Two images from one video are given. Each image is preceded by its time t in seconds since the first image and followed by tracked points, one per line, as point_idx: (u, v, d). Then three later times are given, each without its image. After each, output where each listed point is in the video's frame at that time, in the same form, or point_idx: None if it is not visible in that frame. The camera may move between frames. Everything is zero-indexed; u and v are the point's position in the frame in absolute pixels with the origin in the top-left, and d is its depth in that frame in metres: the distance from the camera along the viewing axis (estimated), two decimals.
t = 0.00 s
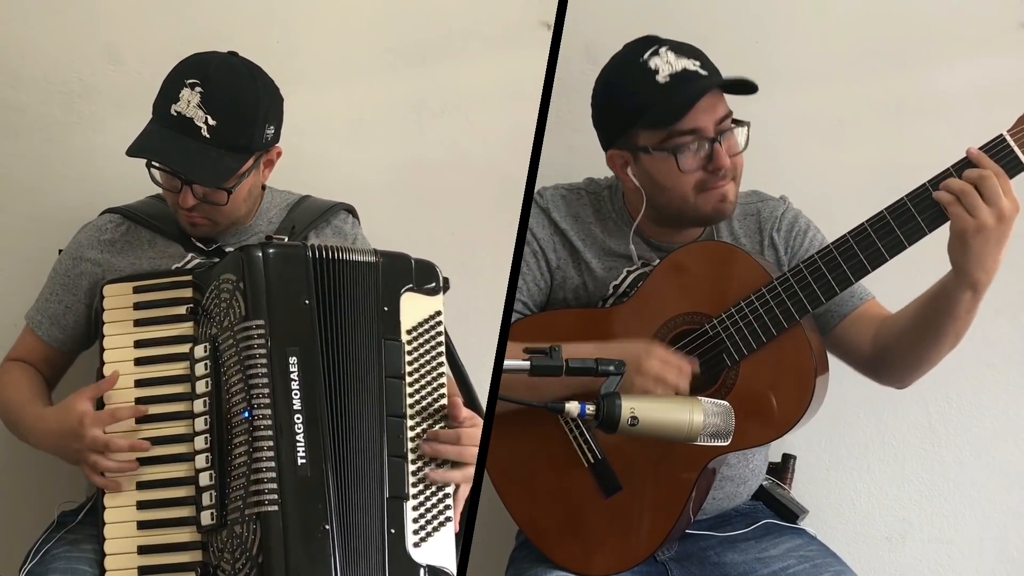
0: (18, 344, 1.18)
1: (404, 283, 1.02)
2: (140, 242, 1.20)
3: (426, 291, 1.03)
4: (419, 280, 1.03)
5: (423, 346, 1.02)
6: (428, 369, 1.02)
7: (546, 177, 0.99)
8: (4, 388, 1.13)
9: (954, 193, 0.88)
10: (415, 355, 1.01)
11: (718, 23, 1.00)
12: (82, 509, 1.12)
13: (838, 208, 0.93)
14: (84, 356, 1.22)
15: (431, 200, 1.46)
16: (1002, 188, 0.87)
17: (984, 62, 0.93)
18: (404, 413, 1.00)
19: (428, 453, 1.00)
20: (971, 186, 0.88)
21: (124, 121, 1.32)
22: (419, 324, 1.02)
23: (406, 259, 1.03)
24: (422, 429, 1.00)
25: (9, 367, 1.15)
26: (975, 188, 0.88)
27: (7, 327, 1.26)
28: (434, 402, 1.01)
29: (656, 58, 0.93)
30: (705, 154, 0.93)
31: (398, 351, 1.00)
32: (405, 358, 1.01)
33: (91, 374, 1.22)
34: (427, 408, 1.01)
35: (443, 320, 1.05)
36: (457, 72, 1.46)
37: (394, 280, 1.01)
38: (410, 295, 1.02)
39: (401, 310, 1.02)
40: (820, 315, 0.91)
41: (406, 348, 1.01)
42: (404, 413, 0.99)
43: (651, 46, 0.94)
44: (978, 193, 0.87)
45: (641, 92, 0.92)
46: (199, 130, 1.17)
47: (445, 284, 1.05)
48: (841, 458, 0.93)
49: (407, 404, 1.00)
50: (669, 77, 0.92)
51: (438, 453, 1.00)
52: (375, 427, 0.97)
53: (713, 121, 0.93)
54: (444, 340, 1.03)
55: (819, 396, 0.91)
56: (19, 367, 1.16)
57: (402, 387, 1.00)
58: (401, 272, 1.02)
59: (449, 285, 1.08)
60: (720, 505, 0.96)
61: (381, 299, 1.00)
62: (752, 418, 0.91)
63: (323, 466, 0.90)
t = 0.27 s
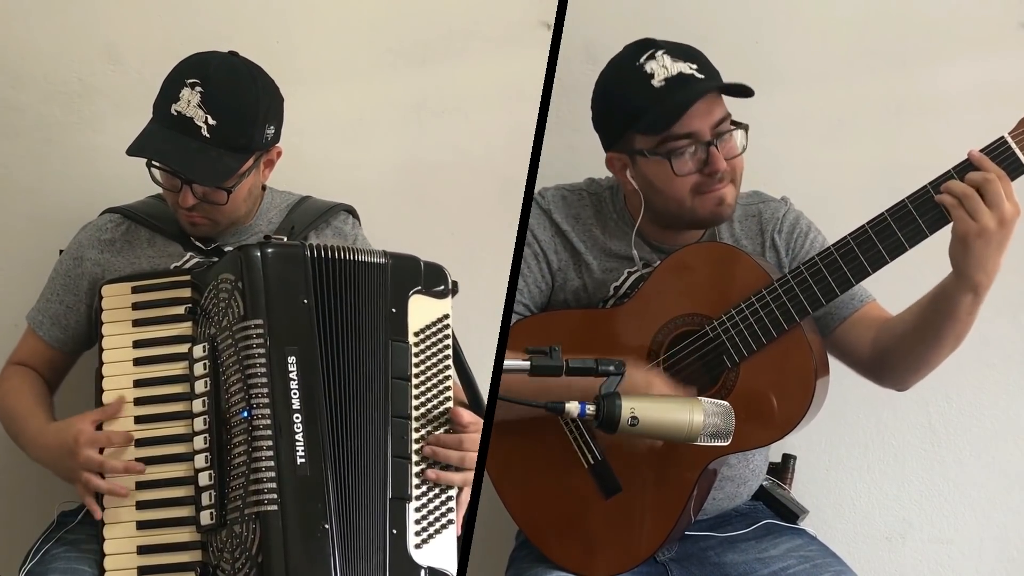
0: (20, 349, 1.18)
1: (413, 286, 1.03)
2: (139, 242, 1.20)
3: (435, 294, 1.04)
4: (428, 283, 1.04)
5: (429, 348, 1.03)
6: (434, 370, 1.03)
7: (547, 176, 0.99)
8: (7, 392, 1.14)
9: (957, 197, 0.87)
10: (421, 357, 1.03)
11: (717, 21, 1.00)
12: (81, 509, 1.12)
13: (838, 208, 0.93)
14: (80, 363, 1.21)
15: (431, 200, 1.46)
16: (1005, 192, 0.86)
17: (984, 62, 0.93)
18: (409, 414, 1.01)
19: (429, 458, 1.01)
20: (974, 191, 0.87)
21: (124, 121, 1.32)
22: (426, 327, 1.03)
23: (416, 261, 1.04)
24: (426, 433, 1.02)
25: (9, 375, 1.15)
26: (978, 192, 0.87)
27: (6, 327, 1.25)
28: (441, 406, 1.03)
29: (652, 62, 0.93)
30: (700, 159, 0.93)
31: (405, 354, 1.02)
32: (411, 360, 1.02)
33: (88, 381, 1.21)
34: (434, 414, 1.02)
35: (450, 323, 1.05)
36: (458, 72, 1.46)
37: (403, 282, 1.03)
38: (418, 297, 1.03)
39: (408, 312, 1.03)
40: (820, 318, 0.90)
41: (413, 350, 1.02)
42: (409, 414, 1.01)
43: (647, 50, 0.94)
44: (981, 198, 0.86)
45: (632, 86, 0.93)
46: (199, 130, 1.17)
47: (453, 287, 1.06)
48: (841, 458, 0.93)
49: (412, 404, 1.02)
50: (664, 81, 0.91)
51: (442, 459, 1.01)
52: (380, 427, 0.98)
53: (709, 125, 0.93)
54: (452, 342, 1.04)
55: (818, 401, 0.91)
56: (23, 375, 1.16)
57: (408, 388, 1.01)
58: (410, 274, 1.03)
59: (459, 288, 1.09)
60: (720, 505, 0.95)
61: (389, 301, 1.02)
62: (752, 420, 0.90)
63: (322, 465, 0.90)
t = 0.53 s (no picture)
0: (22, 352, 1.18)
1: (427, 290, 1.03)
2: (139, 243, 1.19)
3: (450, 299, 1.04)
4: (443, 288, 1.04)
5: (442, 353, 1.02)
6: (446, 375, 1.03)
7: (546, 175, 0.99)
8: (7, 400, 1.13)
9: (955, 197, 0.87)
10: (433, 362, 1.02)
11: (718, 22, 1.00)
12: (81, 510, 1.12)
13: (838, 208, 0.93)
14: (81, 368, 1.20)
15: (431, 200, 1.46)
16: (1007, 193, 0.86)
17: (984, 62, 0.93)
18: (419, 417, 1.01)
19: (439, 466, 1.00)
20: (974, 191, 0.87)
21: (125, 121, 1.32)
22: (439, 332, 1.03)
23: (431, 265, 1.04)
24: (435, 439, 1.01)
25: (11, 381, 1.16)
26: (978, 193, 0.86)
27: (7, 328, 1.25)
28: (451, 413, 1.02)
29: (649, 53, 0.94)
30: (695, 150, 0.93)
31: (417, 357, 1.01)
32: (423, 363, 1.02)
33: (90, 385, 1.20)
34: (442, 422, 1.01)
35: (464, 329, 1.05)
36: (458, 72, 1.46)
37: (417, 286, 1.03)
38: (432, 302, 1.03)
39: (422, 316, 1.03)
40: (821, 315, 0.90)
41: (425, 354, 1.02)
42: (418, 418, 1.00)
43: (646, 42, 0.95)
44: (980, 198, 0.86)
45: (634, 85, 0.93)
46: (199, 131, 1.17)
47: (468, 293, 1.06)
48: (841, 458, 0.93)
49: (422, 408, 1.01)
50: (661, 71, 0.92)
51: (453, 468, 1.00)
52: (387, 429, 0.98)
53: (706, 117, 0.93)
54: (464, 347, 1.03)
55: (815, 404, 0.91)
56: (25, 380, 1.16)
57: (418, 392, 1.00)
58: (425, 278, 1.03)
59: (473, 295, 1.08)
60: (719, 505, 0.95)
61: (402, 304, 1.02)
62: (753, 420, 0.90)
63: (322, 465, 0.90)
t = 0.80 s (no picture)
0: (18, 340, 1.18)
1: (438, 294, 1.04)
2: (139, 243, 1.19)
3: (460, 304, 1.05)
4: (453, 293, 1.05)
5: (451, 357, 1.03)
6: (454, 378, 1.03)
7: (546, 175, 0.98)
8: (4, 382, 1.13)
9: (953, 197, 0.87)
10: (442, 366, 1.03)
11: (718, 23, 1.00)
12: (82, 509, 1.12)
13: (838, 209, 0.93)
14: (74, 364, 1.21)
15: (431, 200, 1.46)
16: (1004, 191, 0.86)
17: (985, 62, 0.93)
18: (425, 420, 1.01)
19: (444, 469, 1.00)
20: (971, 191, 0.87)
21: (125, 121, 1.32)
22: (449, 336, 1.03)
23: (443, 270, 1.05)
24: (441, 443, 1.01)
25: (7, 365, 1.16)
26: (975, 192, 0.87)
27: (7, 327, 1.25)
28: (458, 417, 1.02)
29: (647, 70, 0.92)
30: (698, 165, 0.93)
31: (426, 360, 1.02)
32: (431, 367, 1.02)
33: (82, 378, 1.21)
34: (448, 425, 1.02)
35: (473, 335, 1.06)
36: (458, 72, 1.46)
37: (427, 290, 1.04)
38: (443, 307, 1.04)
39: (432, 319, 1.03)
40: (821, 315, 0.90)
41: (433, 357, 1.03)
42: (424, 421, 1.00)
43: (642, 58, 0.94)
44: (977, 198, 0.87)
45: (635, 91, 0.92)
46: (200, 130, 1.17)
47: (479, 299, 1.07)
48: (840, 458, 0.93)
49: (428, 413, 1.01)
50: (660, 89, 0.91)
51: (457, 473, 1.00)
52: (392, 431, 0.98)
53: (706, 131, 0.93)
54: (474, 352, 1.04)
55: (815, 403, 0.91)
56: (19, 366, 1.16)
57: (425, 395, 1.01)
58: (435, 282, 1.04)
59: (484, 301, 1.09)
60: (720, 505, 0.95)
61: (412, 307, 1.02)
62: (753, 419, 0.90)
63: (323, 465, 0.90)
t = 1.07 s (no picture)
0: (19, 345, 1.18)
1: (446, 298, 1.04)
2: (139, 242, 1.19)
3: (468, 309, 1.05)
4: (462, 297, 1.05)
5: (457, 360, 1.03)
6: (461, 381, 1.03)
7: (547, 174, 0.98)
8: (5, 386, 1.13)
9: (957, 199, 0.87)
10: (448, 369, 1.03)
11: (718, 22, 1.00)
12: (81, 509, 1.11)
13: (839, 209, 0.93)
14: (77, 365, 1.21)
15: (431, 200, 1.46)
16: (1008, 194, 0.86)
17: (986, 61, 0.93)
18: (430, 422, 1.01)
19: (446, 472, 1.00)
20: (976, 193, 0.87)
21: (125, 120, 1.32)
22: (456, 339, 1.03)
23: (452, 274, 1.05)
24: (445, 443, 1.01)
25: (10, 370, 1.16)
26: (979, 194, 0.87)
27: (7, 327, 1.25)
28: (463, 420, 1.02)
29: (646, 45, 0.94)
30: (692, 139, 0.93)
31: (433, 363, 1.02)
32: (437, 370, 1.02)
33: (86, 381, 1.21)
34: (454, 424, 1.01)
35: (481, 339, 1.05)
36: (458, 72, 1.46)
37: (435, 293, 1.04)
38: (451, 310, 1.04)
39: (440, 322, 1.03)
40: (823, 314, 0.90)
41: (440, 360, 1.02)
42: (429, 423, 1.00)
43: (642, 36, 0.96)
44: (982, 200, 0.86)
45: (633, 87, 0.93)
46: (200, 132, 1.17)
47: (487, 303, 1.07)
48: (840, 458, 0.93)
49: (433, 416, 1.01)
50: (657, 63, 0.93)
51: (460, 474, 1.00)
52: (395, 432, 0.98)
53: (701, 107, 0.93)
54: (480, 354, 1.04)
55: (816, 405, 0.91)
56: (22, 369, 1.16)
57: (431, 397, 1.01)
58: (444, 286, 1.04)
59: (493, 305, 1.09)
60: (720, 505, 0.96)
61: (421, 310, 1.03)
62: (755, 420, 0.90)
63: (322, 465, 0.90)
